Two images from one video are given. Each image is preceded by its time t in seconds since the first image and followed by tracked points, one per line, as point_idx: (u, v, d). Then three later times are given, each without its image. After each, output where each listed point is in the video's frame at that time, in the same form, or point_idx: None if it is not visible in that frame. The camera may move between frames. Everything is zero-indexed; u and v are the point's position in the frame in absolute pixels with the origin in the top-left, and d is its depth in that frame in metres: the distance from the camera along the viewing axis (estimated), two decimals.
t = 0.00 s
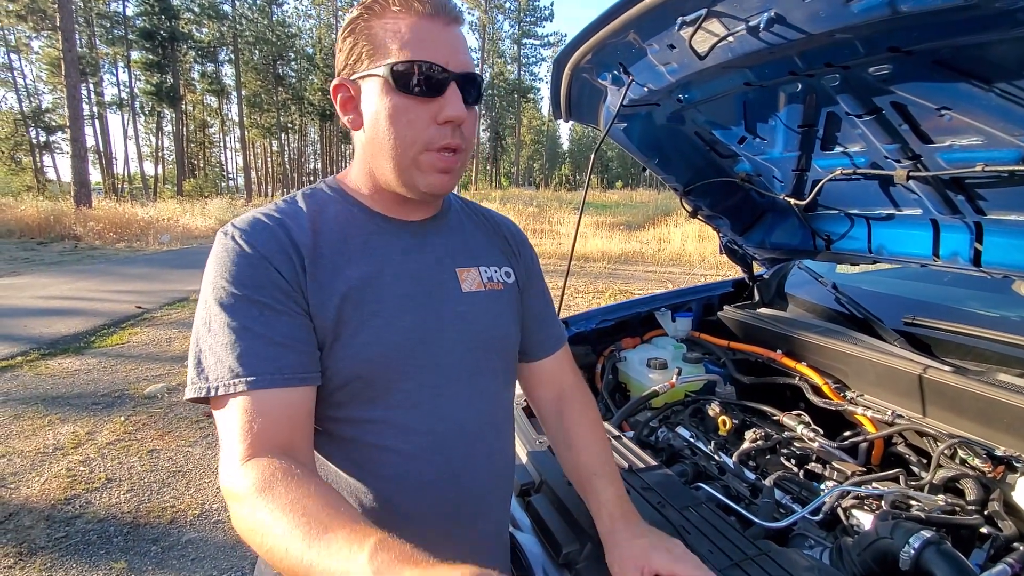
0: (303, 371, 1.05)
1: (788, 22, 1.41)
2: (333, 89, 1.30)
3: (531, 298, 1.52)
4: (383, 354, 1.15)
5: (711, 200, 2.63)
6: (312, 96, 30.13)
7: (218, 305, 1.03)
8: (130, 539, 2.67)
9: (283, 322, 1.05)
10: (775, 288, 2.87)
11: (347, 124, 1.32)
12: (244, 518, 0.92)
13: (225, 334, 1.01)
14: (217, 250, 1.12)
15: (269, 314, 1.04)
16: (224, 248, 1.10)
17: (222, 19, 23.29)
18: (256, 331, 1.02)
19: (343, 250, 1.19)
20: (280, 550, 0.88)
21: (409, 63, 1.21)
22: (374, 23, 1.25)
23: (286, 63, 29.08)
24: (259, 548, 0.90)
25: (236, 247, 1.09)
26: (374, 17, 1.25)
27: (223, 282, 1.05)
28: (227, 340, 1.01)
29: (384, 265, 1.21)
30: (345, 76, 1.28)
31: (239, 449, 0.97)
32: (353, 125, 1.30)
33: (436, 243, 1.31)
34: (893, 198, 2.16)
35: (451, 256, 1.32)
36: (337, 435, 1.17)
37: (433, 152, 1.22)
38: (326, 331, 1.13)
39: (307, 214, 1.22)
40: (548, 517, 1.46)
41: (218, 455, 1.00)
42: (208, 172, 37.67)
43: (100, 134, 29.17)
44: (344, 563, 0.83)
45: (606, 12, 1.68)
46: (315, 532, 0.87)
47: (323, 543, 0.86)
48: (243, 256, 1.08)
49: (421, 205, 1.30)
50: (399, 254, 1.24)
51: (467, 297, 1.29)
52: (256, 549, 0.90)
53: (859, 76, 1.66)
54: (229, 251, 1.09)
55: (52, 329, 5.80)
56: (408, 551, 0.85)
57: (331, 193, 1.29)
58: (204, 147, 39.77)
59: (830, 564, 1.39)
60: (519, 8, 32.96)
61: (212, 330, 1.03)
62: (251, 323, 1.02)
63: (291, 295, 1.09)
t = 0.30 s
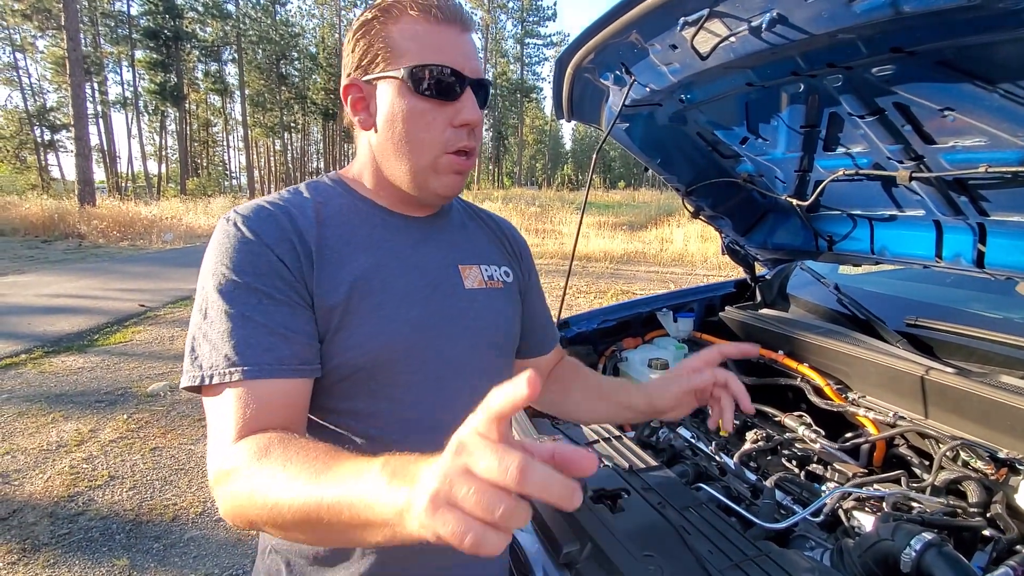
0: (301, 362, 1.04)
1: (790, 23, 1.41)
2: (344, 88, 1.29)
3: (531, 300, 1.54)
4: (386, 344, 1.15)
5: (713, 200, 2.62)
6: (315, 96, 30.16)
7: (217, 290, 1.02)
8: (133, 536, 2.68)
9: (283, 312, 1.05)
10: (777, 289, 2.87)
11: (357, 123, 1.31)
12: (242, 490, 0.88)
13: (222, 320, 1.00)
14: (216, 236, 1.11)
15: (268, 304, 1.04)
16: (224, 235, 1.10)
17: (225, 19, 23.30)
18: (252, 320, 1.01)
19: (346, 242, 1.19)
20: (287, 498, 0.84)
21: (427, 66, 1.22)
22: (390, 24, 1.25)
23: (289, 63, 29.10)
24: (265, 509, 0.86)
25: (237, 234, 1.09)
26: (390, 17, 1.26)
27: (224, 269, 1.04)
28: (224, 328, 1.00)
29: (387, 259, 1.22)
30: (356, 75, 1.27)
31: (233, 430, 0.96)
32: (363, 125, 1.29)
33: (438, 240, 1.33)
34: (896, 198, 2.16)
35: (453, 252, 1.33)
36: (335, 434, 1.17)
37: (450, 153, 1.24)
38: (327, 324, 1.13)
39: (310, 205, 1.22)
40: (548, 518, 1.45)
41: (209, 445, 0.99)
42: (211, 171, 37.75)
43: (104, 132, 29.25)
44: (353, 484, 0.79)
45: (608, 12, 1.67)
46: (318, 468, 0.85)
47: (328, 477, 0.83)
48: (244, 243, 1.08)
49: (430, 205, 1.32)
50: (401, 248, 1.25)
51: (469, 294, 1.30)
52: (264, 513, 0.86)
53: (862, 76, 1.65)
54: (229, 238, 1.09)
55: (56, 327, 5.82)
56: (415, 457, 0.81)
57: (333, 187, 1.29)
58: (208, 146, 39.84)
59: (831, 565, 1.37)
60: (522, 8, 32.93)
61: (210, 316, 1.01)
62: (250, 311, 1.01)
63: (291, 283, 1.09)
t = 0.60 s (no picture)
0: (330, 347, 1.01)
1: (793, 23, 1.40)
2: (356, 84, 1.27)
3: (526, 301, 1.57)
4: (407, 335, 1.15)
5: (715, 200, 2.61)
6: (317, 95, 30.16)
7: (247, 269, 0.98)
8: (134, 535, 2.68)
9: (311, 295, 1.02)
10: (778, 289, 2.89)
11: (368, 119, 1.29)
12: (291, 455, 0.86)
13: (251, 299, 0.96)
14: (235, 216, 1.06)
15: (296, 285, 1.00)
16: (246, 213, 1.06)
17: (228, 18, 23.31)
18: (283, 301, 0.98)
19: (366, 231, 1.18)
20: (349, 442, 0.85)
21: (444, 66, 1.22)
22: (407, 22, 1.24)
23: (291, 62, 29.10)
24: (326, 458, 0.85)
25: (261, 212, 1.06)
26: (408, 15, 1.25)
27: (249, 248, 1.00)
28: (253, 308, 0.95)
29: (406, 250, 1.22)
30: (371, 71, 1.25)
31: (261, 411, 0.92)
32: (376, 122, 1.27)
33: (449, 236, 1.33)
34: (898, 199, 2.15)
35: (463, 249, 1.34)
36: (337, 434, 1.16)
37: (464, 153, 1.24)
38: (351, 312, 1.11)
39: (328, 191, 1.21)
40: (549, 518, 1.46)
41: (231, 432, 0.94)
42: (213, 170, 37.80)
43: (106, 131, 29.29)
44: (416, 412, 0.85)
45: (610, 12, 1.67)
46: (369, 414, 0.88)
47: (385, 415, 0.87)
48: (270, 222, 1.05)
49: (439, 203, 1.31)
50: (416, 241, 1.25)
51: (478, 291, 1.30)
52: (324, 466, 0.86)
53: (865, 77, 1.65)
54: (252, 216, 1.05)
55: (58, 326, 5.83)
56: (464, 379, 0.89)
57: (345, 177, 1.28)
58: (210, 145, 39.89)
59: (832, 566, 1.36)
60: (524, 7, 32.90)
61: (237, 294, 0.97)
62: (279, 292, 0.98)
63: (319, 267, 1.06)
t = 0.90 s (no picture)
0: (356, 343, 0.98)
1: (795, 26, 1.40)
2: (367, 83, 1.25)
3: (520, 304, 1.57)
4: (427, 333, 1.14)
5: (716, 202, 2.62)
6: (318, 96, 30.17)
7: (276, 261, 0.95)
8: (136, 535, 2.69)
9: (340, 290, 1.00)
10: (779, 291, 2.89)
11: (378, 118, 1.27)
12: (334, 437, 0.85)
13: (281, 292, 0.93)
14: (254, 207, 1.02)
15: (325, 280, 0.98)
16: (268, 205, 1.02)
17: (229, 19, 23.31)
18: (311, 295, 0.95)
19: (387, 224, 1.17)
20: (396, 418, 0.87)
21: (459, 69, 1.22)
22: (423, 24, 1.24)
23: (293, 63, 29.10)
24: (376, 434, 0.86)
25: (284, 203, 1.03)
26: (423, 16, 1.24)
27: (275, 242, 0.97)
28: (283, 302, 0.92)
29: (424, 246, 1.21)
30: (383, 70, 1.23)
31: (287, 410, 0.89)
32: (387, 123, 1.25)
33: (459, 236, 1.33)
34: (900, 202, 2.15)
35: (471, 249, 1.34)
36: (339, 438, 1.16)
37: (475, 155, 1.24)
38: (372, 308, 1.09)
39: (346, 185, 1.18)
40: (551, 520, 1.46)
41: (256, 435, 0.90)
42: (214, 170, 37.83)
43: (108, 131, 29.33)
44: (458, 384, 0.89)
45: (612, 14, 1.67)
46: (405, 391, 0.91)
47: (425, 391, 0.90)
48: (294, 214, 1.02)
49: (445, 204, 1.31)
50: (432, 238, 1.24)
51: (485, 291, 1.30)
52: (374, 443, 0.86)
53: (867, 80, 1.65)
54: (274, 207, 1.02)
55: (60, 326, 5.84)
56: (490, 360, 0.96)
57: (353, 172, 1.25)
58: (211, 146, 39.92)
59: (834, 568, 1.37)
60: (526, 7, 32.89)
61: (265, 286, 0.93)
62: (309, 287, 0.95)
63: (343, 261, 1.04)
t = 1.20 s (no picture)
0: (362, 358, 0.95)
1: (797, 27, 1.40)
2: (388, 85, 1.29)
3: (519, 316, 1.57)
4: (432, 344, 1.14)
5: (717, 203, 2.64)
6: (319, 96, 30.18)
7: (292, 270, 0.93)
8: (138, 535, 2.69)
9: (355, 302, 0.98)
10: (781, 292, 2.89)
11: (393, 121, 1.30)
12: (344, 462, 0.84)
13: (296, 303, 0.91)
14: (269, 212, 1.00)
15: (341, 291, 0.96)
16: (288, 210, 1.00)
17: (230, 19, 23.31)
18: (325, 306, 0.93)
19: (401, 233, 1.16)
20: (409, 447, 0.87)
21: (468, 80, 1.21)
22: (444, 35, 1.24)
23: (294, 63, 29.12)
24: (389, 462, 0.86)
25: (305, 209, 1.01)
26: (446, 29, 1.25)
27: (293, 249, 0.94)
28: (298, 312, 0.90)
29: (435, 257, 1.20)
30: (402, 75, 1.26)
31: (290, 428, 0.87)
32: (398, 125, 1.28)
33: (465, 247, 1.32)
34: (902, 202, 2.15)
35: (476, 260, 1.33)
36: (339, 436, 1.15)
37: (469, 166, 1.22)
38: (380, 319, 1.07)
39: (361, 191, 1.16)
40: (552, 521, 1.46)
41: (253, 441, 0.89)
42: (215, 171, 37.88)
43: (109, 132, 29.38)
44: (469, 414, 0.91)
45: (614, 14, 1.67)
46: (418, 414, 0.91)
47: (436, 415, 0.91)
48: (313, 222, 1.00)
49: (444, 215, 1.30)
50: (442, 248, 1.23)
51: (490, 303, 1.29)
52: (386, 469, 0.86)
53: (869, 80, 1.65)
54: (291, 213, 0.99)
55: (62, 326, 5.85)
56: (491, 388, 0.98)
57: (368, 177, 1.23)
58: (212, 146, 39.95)
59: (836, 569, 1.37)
60: (527, 8, 32.89)
61: (278, 296, 0.91)
62: (325, 298, 0.93)
63: (358, 270, 1.02)
